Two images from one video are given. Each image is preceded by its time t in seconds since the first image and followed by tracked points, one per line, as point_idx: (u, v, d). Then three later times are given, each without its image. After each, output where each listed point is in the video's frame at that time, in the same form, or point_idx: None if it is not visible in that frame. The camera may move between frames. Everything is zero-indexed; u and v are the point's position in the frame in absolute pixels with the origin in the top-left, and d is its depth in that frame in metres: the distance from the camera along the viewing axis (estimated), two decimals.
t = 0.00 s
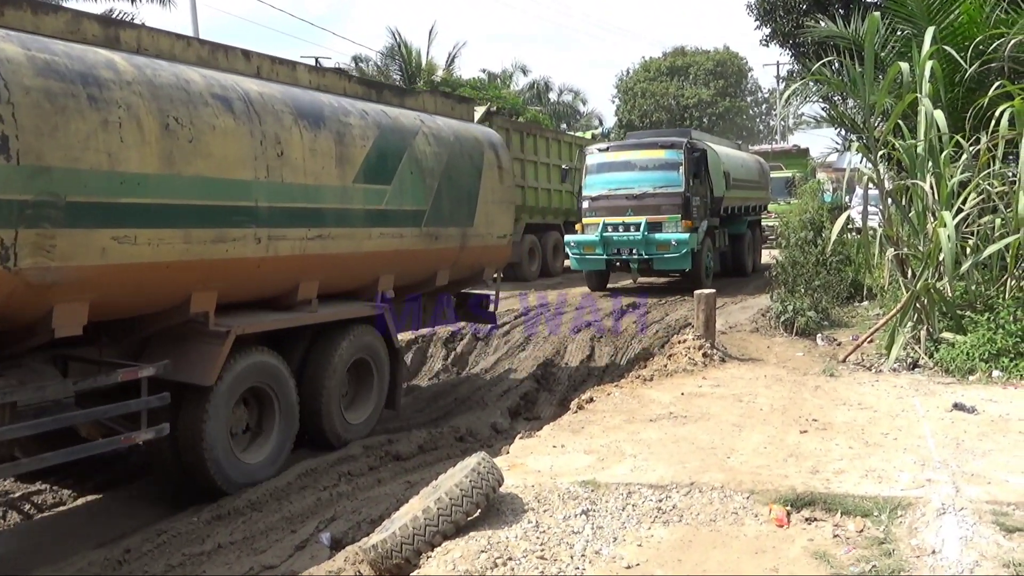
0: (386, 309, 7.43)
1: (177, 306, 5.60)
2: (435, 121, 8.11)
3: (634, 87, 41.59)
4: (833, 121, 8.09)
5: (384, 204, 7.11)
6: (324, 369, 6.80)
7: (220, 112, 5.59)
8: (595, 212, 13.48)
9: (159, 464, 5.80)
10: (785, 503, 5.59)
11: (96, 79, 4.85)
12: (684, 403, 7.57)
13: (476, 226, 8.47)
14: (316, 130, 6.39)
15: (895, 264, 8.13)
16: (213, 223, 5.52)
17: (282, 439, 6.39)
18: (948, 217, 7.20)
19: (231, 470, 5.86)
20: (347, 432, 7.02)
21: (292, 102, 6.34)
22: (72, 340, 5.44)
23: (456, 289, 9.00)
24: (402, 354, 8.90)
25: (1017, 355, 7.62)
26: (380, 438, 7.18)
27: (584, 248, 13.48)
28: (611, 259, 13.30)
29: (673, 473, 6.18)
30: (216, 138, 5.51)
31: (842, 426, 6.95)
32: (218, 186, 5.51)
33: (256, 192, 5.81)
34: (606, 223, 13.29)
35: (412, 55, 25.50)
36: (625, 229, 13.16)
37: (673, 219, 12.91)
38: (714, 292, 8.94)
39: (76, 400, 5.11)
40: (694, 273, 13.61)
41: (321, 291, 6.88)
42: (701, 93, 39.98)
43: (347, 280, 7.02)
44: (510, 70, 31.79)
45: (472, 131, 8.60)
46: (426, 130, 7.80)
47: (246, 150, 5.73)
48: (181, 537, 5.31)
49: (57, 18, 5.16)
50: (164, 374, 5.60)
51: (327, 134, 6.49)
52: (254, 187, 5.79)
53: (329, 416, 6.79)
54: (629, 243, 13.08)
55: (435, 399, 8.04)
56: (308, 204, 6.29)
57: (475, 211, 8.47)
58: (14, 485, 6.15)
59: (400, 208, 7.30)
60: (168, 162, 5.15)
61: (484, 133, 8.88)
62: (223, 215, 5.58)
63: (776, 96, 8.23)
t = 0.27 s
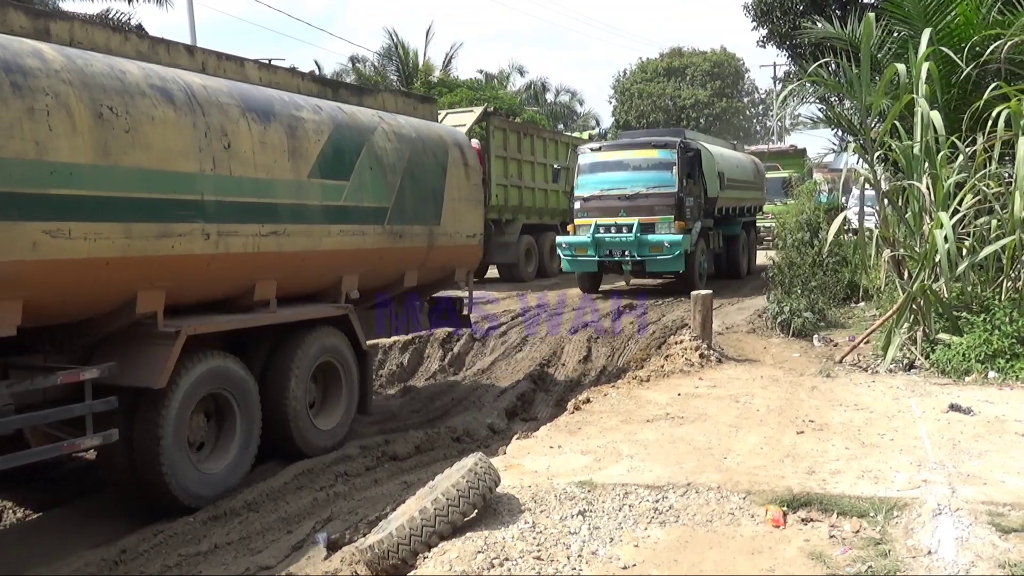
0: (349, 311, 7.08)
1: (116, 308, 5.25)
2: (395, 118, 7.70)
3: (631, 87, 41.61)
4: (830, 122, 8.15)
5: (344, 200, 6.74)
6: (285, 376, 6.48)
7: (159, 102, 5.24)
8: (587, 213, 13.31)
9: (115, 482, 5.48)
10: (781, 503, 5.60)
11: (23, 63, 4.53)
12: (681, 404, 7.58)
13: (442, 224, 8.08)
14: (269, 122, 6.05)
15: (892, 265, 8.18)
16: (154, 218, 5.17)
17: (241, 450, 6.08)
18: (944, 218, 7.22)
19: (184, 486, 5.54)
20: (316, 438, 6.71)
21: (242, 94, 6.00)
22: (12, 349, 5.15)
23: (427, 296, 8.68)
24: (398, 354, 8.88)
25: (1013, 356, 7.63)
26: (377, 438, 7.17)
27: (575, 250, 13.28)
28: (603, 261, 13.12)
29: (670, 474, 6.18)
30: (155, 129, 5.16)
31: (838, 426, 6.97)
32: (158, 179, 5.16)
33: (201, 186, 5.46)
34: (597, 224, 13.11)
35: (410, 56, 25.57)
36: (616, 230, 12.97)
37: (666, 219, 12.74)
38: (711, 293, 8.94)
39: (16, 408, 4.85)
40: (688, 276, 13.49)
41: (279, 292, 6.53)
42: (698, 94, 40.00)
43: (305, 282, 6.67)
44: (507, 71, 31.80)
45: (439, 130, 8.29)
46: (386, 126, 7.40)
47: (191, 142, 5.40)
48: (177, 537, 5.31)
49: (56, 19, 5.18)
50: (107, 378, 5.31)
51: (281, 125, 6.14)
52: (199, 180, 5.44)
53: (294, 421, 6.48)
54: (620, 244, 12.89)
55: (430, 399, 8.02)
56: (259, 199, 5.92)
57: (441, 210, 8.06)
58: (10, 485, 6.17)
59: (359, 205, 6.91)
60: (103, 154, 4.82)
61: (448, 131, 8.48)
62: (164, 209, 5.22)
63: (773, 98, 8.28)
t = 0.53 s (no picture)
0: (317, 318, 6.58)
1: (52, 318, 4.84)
2: (368, 115, 7.20)
3: (629, 89, 41.64)
4: (828, 123, 8.10)
5: (309, 200, 6.23)
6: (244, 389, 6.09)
7: (101, 95, 4.82)
8: (579, 214, 13.13)
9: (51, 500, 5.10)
10: (779, 504, 5.60)
11: None
12: (679, 405, 7.58)
13: (419, 225, 7.49)
14: (227, 116, 5.61)
15: (889, 266, 8.15)
16: (95, 219, 4.75)
17: (196, 470, 5.66)
18: (942, 220, 7.23)
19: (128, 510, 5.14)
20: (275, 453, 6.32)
21: (199, 87, 5.57)
22: None
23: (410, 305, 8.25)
24: (396, 355, 8.85)
25: (1010, 358, 7.64)
26: (374, 438, 7.16)
27: (567, 252, 13.12)
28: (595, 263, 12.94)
29: (668, 475, 6.18)
30: (95, 123, 4.74)
31: (836, 428, 6.98)
32: (100, 176, 4.75)
33: (148, 185, 5.02)
34: (589, 225, 12.93)
35: (408, 57, 25.62)
36: (609, 232, 12.80)
37: (660, 220, 12.60)
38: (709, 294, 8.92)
39: None
40: (681, 278, 13.33)
41: (240, 299, 6.07)
42: (696, 96, 40.04)
43: (269, 287, 6.19)
44: (505, 72, 31.81)
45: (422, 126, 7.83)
46: (357, 121, 6.89)
47: (137, 137, 4.97)
48: (174, 537, 5.29)
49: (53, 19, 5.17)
50: (43, 392, 4.91)
51: (240, 121, 5.70)
52: (145, 178, 5.00)
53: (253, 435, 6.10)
54: (613, 246, 12.72)
55: (427, 400, 7.97)
56: (214, 198, 5.46)
57: (419, 210, 7.50)
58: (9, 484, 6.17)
59: (326, 205, 6.40)
60: (34, 149, 4.41)
61: (428, 127, 7.95)
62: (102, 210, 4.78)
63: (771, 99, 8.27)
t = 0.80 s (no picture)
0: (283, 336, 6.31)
1: None
2: (352, 120, 6.91)
3: (626, 91, 41.66)
4: (825, 126, 8.08)
5: (278, 213, 5.97)
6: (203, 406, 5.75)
7: (51, 101, 4.53)
8: (573, 216, 13.00)
9: None
10: (776, 507, 5.60)
11: None
12: (676, 407, 7.58)
13: (398, 238, 7.23)
14: (189, 125, 5.32)
15: (886, 268, 8.12)
16: (40, 234, 4.45)
17: (142, 494, 5.27)
18: (939, 222, 7.24)
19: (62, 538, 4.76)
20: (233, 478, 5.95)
21: (158, 92, 5.25)
22: None
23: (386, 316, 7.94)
24: (394, 356, 8.84)
25: (1007, 360, 7.65)
26: (371, 440, 7.15)
27: (560, 255, 12.96)
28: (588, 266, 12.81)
29: (664, 477, 6.19)
30: (41, 131, 4.43)
31: (833, 430, 6.99)
32: (46, 190, 4.46)
33: (98, 199, 4.72)
34: (582, 227, 12.81)
35: (406, 59, 25.70)
36: (602, 235, 12.68)
37: (653, 223, 12.49)
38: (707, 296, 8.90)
39: None
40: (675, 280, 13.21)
41: (200, 315, 5.76)
42: (694, 98, 40.09)
43: (232, 303, 5.89)
44: (503, 74, 31.83)
45: (404, 131, 7.47)
46: (337, 128, 6.62)
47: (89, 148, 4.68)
48: (171, 540, 5.28)
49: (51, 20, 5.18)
50: None
51: (201, 130, 5.39)
52: (94, 193, 4.70)
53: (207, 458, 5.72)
54: (607, 249, 12.60)
55: (425, 401, 7.95)
56: (170, 214, 5.16)
57: (398, 222, 7.24)
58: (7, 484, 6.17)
59: (297, 218, 6.14)
60: None
61: (414, 133, 7.66)
62: (50, 227, 4.50)
63: (769, 101, 8.25)
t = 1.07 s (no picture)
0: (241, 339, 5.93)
1: None
2: (312, 113, 6.47)
3: (624, 95, 41.72)
4: (822, 129, 8.09)
5: (232, 210, 5.56)
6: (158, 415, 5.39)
7: None
8: (565, 219, 12.90)
9: None
10: (773, 509, 5.60)
11: None
12: (673, 409, 7.58)
13: (364, 235, 6.78)
14: (131, 117, 4.94)
15: (883, 271, 8.09)
16: None
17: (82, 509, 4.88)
18: (935, 225, 7.25)
19: None
20: (189, 494, 5.58)
21: (97, 83, 4.86)
22: None
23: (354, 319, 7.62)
24: (391, 358, 8.80)
25: (1004, 362, 7.65)
26: (368, 442, 7.14)
27: (552, 257, 12.87)
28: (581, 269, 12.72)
29: (662, 479, 6.19)
30: None
31: (830, 432, 7.00)
32: None
33: (28, 197, 4.35)
34: (575, 230, 12.72)
35: (404, 61, 25.78)
36: (595, 237, 12.57)
37: (647, 226, 12.39)
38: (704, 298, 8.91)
39: None
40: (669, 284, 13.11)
41: (148, 318, 5.39)
42: (691, 102, 40.15)
43: (183, 306, 5.51)
44: (500, 77, 31.88)
45: (373, 124, 7.06)
46: (295, 122, 6.19)
47: (16, 142, 4.30)
48: (169, 542, 5.28)
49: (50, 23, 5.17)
50: None
51: (143, 123, 5.00)
52: (22, 190, 4.32)
53: (159, 474, 5.34)
54: (600, 251, 12.51)
55: (422, 404, 7.94)
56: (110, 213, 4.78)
57: (368, 220, 6.82)
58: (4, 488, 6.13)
59: (253, 215, 5.72)
60: None
61: (380, 125, 7.19)
62: None
63: (766, 104, 8.25)
